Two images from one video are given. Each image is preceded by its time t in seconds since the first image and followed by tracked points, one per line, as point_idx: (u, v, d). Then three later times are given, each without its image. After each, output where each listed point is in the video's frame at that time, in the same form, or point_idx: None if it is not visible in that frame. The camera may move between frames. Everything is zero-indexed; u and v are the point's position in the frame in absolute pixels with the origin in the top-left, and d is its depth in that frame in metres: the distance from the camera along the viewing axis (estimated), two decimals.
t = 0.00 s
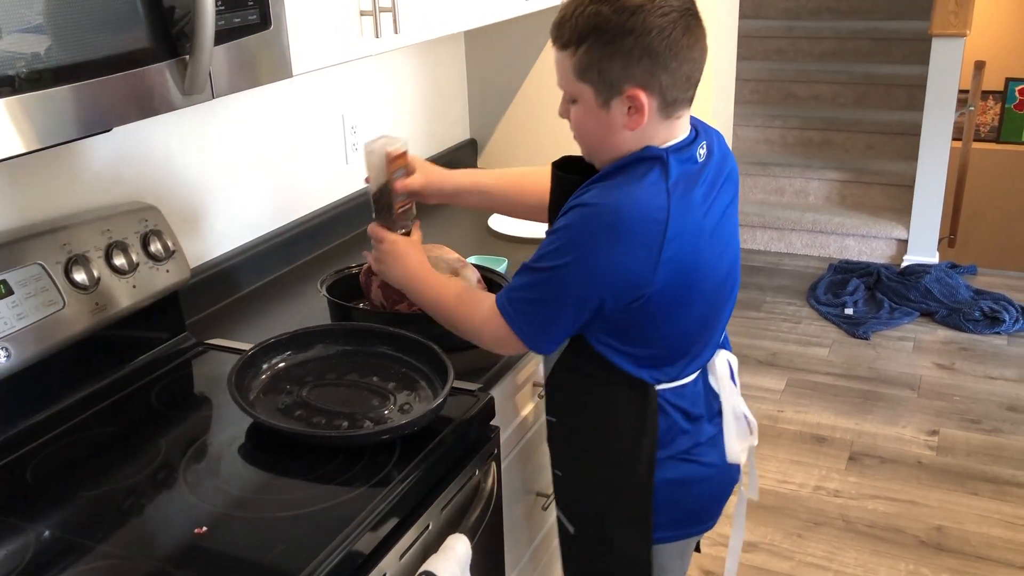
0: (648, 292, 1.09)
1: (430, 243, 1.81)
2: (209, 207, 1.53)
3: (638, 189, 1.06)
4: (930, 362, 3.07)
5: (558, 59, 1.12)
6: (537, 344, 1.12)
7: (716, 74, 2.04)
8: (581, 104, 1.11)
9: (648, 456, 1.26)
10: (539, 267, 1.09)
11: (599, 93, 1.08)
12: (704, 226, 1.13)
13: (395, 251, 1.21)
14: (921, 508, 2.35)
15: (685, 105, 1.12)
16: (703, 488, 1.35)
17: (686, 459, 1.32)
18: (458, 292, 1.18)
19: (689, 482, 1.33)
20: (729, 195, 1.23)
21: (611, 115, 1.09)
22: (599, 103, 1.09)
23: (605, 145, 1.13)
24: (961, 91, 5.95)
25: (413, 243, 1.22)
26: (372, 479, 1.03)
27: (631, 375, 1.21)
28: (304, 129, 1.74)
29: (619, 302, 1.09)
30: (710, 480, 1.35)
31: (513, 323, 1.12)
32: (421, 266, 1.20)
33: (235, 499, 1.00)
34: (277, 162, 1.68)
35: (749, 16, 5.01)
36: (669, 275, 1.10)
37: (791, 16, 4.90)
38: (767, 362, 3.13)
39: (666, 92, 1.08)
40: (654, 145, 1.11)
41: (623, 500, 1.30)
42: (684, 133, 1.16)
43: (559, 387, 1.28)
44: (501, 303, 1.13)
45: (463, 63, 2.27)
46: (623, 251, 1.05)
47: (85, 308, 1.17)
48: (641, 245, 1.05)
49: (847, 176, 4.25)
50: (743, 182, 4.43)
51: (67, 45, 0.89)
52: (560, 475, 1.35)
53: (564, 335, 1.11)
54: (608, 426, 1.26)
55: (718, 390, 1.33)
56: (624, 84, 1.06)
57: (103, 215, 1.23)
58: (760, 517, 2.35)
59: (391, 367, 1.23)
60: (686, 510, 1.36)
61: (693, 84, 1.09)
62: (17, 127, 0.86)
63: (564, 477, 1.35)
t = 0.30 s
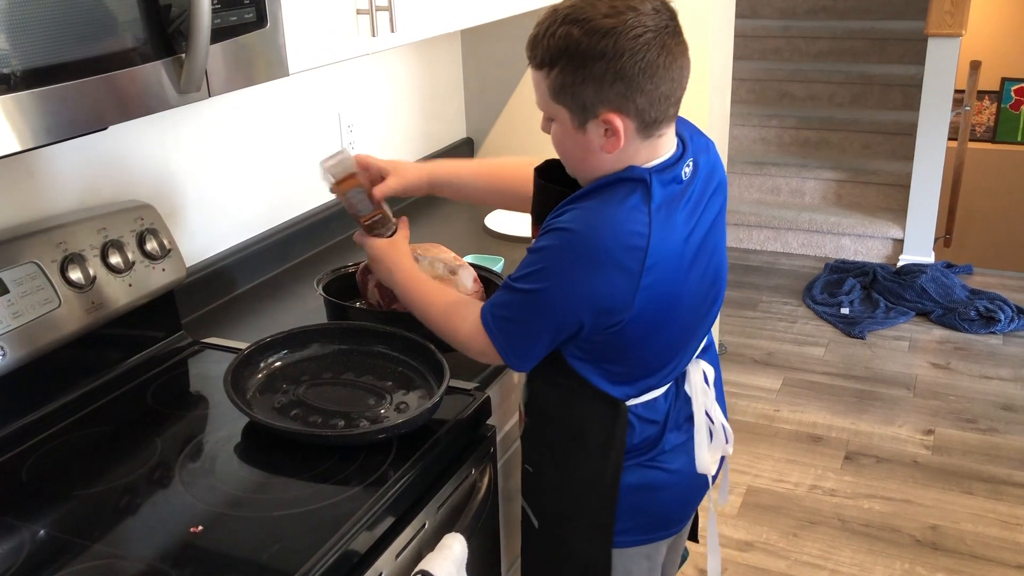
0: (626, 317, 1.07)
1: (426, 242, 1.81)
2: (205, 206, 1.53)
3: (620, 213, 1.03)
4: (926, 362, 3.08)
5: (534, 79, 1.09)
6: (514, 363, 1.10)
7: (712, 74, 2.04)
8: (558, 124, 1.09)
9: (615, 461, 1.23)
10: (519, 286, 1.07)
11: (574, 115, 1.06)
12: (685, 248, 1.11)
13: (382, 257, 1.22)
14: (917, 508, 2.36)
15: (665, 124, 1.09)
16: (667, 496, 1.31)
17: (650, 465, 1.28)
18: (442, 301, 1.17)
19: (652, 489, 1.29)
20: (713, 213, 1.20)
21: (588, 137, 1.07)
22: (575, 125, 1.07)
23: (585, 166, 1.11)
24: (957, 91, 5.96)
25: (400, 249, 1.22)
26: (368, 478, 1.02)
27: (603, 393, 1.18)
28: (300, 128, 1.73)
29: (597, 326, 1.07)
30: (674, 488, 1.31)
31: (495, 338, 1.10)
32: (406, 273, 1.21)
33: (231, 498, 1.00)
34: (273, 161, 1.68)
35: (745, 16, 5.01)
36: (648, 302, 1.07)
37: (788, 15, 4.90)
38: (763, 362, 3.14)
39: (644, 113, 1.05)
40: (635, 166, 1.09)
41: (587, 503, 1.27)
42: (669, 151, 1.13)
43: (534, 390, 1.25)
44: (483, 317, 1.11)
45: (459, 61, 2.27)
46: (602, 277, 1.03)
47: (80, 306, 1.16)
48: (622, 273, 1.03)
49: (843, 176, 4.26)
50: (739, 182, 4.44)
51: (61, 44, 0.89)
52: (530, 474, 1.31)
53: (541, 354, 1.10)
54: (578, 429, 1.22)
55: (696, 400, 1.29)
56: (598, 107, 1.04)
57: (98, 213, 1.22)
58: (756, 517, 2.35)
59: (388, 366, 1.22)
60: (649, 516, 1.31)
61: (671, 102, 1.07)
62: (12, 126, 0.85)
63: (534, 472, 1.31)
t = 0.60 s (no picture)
0: (611, 326, 1.07)
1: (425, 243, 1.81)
2: (204, 207, 1.53)
3: (605, 221, 1.03)
4: (925, 363, 3.08)
5: (514, 92, 1.09)
6: (500, 369, 1.10)
7: (712, 76, 2.03)
8: (539, 136, 1.09)
9: (602, 465, 1.22)
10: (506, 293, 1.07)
11: (554, 131, 1.06)
12: (671, 256, 1.11)
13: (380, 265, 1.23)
14: (916, 510, 2.35)
15: (648, 137, 1.09)
16: (649, 504, 1.29)
17: (632, 471, 1.27)
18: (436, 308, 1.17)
19: (634, 496, 1.28)
20: (699, 219, 1.20)
21: (569, 151, 1.08)
22: (556, 140, 1.07)
23: (568, 178, 1.11)
24: (956, 93, 5.96)
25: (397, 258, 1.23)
26: (367, 480, 1.02)
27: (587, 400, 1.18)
28: (300, 130, 1.73)
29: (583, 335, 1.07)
30: (658, 496, 1.29)
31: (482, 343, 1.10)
32: (401, 282, 1.21)
33: (229, 500, 1.00)
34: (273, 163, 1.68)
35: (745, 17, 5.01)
36: (633, 311, 1.07)
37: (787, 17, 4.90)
38: (762, 363, 3.14)
39: (625, 128, 1.05)
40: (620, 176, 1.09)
41: (571, 511, 1.26)
42: (655, 159, 1.13)
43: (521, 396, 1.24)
44: (473, 322, 1.11)
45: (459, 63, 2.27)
46: (587, 286, 1.03)
47: (79, 307, 1.16)
48: (607, 280, 1.03)
49: (843, 177, 4.26)
50: (738, 184, 4.44)
51: (60, 43, 0.89)
52: (517, 481, 1.30)
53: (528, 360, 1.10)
54: (562, 437, 1.22)
55: (682, 406, 1.28)
56: (578, 124, 1.04)
57: (97, 214, 1.22)
58: (755, 519, 2.35)
59: (390, 377, 1.21)
60: (632, 524, 1.30)
61: (653, 117, 1.07)
62: (9, 126, 0.85)
63: (521, 479, 1.30)
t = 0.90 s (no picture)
0: (615, 319, 1.07)
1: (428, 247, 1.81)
2: (208, 211, 1.53)
3: (611, 214, 1.04)
4: (928, 369, 3.08)
5: (528, 89, 1.10)
6: (505, 362, 1.11)
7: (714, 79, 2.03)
8: (551, 134, 1.10)
9: (601, 467, 1.23)
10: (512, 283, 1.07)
11: (566, 127, 1.07)
12: (677, 254, 1.11)
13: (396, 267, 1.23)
14: (919, 515, 2.35)
15: (659, 136, 1.10)
16: (648, 508, 1.30)
17: (631, 476, 1.27)
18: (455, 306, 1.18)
19: (632, 500, 1.28)
20: (708, 222, 1.20)
21: (581, 148, 1.08)
22: (567, 137, 1.08)
23: (578, 176, 1.12)
24: (960, 98, 5.95)
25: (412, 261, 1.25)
26: (371, 484, 1.02)
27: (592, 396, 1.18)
28: (303, 135, 1.74)
29: (586, 327, 1.07)
30: (657, 499, 1.30)
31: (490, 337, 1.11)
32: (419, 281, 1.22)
33: (232, 503, 1.00)
34: (276, 168, 1.68)
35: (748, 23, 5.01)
36: (637, 306, 1.07)
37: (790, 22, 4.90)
38: (765, 368, 3.14)
39: (636, 125, 1.06)
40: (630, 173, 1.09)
41: (572, 510, 1.26)
42: (666, 159, 1.13)
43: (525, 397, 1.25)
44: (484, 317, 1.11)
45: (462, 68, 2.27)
46: (591, 277, 1.03)
47: (84, 310, 1.16)
48: (610, 274, 1.04)
49: (845, 183, 4.26)
50: (741, 189, 4.44)
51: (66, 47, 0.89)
52: (518, 482, 1.30)
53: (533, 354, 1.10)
54: (566, 437, 1.22)
55: (683, 411, 1.28)
56: (590, 120, 1.05)
57: (102, 218, 1.23)
58: (758, 524, 2.35)
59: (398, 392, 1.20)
60: (630, 528, 1.31)
61: (665, 115, 1.07)
62: (14, 130, 0.85)
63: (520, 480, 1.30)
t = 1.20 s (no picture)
0: (631, 314, 1.07)
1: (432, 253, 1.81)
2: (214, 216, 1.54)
3: (623, 211, 1.05)
4: (932, 377, 3.07)
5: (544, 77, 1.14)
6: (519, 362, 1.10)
7: (718, 82, 2.04)
8: (561, 122, 1.13)
9: (623, 469, 1.22)
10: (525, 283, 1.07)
11: (573, 113, 1.10)
12: (691, 250, 1.11)
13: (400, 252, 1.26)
14: (923, 523, 2.34)
15: (666, 132, 1.10)
16: (675, 512, 1.29)
17: (658, 480, 1.26)
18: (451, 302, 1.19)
19: (661, 504, 1.27)
20: (720, 222, 1.21)
21: (586, 135, 1.10)
22: (574, 123, 1.11)
23: (586, 165, 1.14)
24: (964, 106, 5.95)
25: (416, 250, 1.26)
26: (375, 490, 1.02)
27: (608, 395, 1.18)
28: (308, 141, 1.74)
29: (603, 324, 1.07)
30: (685, 501, 1.30)
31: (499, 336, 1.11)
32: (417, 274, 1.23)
33: (237, 509, 1.00)
34: (281, 175, 1.68)
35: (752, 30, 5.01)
36: (653, 301, 1.08)
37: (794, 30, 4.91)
38: (768, 375, 3.13)
39: (640, 116, 1.07)
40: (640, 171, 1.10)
41: (597, 515, 1.26)
42: (675, 157, 1.14)
43: (540, 404, 1.24)
44: (491, 320, 1.11)
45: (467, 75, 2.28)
46: (607, 272, 1.03)
47: (89, 315, 1.17)
48: (626, 268, 1.04)
49: (849, 190, 4.26)
50: (745, 196, 4.44)
51: (72, 53, 0.90)
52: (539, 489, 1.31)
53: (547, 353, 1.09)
54: (587, 442, 1.22)
55: (699, 414, 1.28)
56: (595, 106, 1.07)
57: (108, 224, 1.23)
58: (761, 532, 2.34)
59: (399, 394, 1.20)
60: (662, 532, 1.30)
61: (671, 108, 1.08)
62: (21, 135, 0.86)
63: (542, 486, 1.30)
